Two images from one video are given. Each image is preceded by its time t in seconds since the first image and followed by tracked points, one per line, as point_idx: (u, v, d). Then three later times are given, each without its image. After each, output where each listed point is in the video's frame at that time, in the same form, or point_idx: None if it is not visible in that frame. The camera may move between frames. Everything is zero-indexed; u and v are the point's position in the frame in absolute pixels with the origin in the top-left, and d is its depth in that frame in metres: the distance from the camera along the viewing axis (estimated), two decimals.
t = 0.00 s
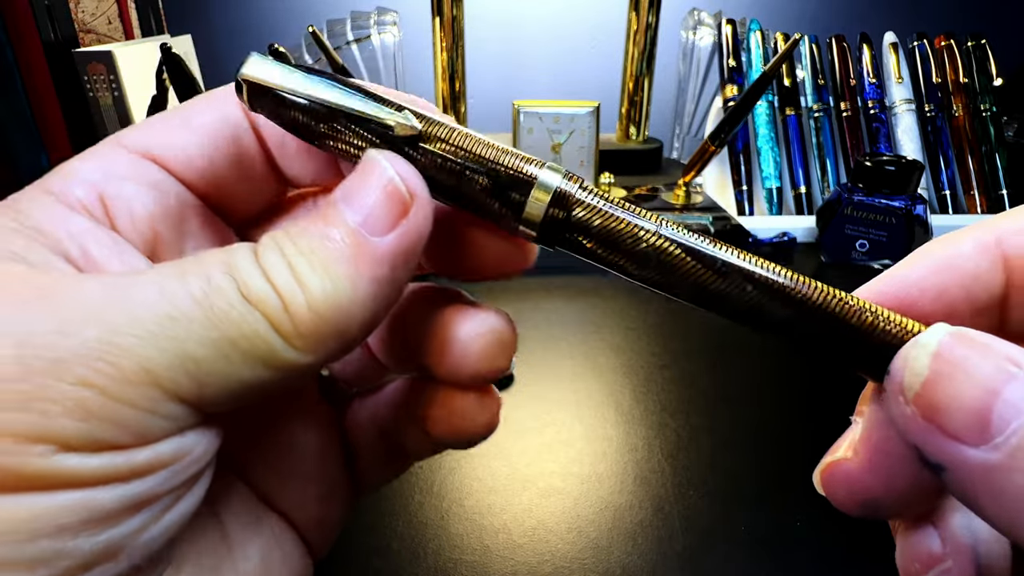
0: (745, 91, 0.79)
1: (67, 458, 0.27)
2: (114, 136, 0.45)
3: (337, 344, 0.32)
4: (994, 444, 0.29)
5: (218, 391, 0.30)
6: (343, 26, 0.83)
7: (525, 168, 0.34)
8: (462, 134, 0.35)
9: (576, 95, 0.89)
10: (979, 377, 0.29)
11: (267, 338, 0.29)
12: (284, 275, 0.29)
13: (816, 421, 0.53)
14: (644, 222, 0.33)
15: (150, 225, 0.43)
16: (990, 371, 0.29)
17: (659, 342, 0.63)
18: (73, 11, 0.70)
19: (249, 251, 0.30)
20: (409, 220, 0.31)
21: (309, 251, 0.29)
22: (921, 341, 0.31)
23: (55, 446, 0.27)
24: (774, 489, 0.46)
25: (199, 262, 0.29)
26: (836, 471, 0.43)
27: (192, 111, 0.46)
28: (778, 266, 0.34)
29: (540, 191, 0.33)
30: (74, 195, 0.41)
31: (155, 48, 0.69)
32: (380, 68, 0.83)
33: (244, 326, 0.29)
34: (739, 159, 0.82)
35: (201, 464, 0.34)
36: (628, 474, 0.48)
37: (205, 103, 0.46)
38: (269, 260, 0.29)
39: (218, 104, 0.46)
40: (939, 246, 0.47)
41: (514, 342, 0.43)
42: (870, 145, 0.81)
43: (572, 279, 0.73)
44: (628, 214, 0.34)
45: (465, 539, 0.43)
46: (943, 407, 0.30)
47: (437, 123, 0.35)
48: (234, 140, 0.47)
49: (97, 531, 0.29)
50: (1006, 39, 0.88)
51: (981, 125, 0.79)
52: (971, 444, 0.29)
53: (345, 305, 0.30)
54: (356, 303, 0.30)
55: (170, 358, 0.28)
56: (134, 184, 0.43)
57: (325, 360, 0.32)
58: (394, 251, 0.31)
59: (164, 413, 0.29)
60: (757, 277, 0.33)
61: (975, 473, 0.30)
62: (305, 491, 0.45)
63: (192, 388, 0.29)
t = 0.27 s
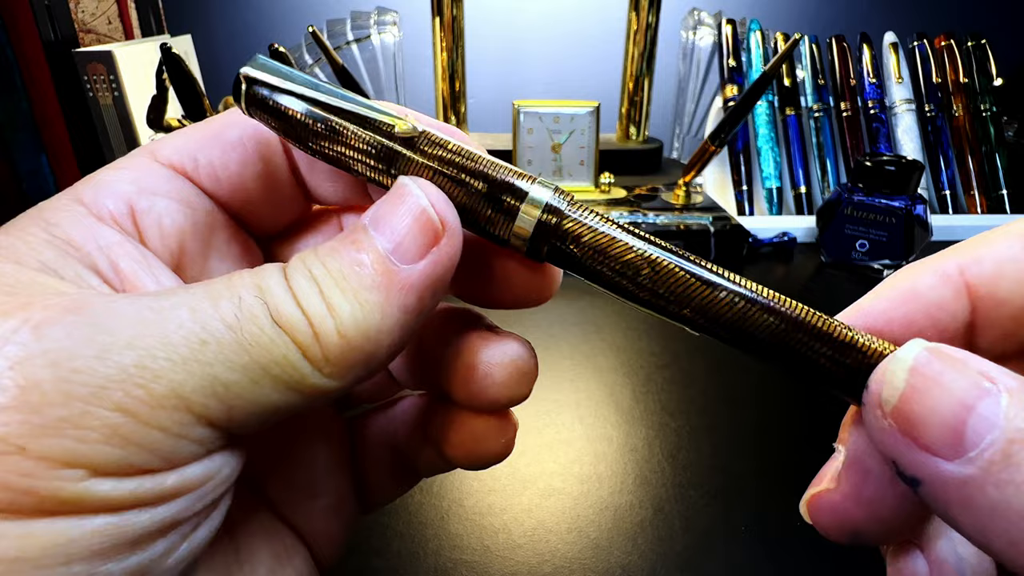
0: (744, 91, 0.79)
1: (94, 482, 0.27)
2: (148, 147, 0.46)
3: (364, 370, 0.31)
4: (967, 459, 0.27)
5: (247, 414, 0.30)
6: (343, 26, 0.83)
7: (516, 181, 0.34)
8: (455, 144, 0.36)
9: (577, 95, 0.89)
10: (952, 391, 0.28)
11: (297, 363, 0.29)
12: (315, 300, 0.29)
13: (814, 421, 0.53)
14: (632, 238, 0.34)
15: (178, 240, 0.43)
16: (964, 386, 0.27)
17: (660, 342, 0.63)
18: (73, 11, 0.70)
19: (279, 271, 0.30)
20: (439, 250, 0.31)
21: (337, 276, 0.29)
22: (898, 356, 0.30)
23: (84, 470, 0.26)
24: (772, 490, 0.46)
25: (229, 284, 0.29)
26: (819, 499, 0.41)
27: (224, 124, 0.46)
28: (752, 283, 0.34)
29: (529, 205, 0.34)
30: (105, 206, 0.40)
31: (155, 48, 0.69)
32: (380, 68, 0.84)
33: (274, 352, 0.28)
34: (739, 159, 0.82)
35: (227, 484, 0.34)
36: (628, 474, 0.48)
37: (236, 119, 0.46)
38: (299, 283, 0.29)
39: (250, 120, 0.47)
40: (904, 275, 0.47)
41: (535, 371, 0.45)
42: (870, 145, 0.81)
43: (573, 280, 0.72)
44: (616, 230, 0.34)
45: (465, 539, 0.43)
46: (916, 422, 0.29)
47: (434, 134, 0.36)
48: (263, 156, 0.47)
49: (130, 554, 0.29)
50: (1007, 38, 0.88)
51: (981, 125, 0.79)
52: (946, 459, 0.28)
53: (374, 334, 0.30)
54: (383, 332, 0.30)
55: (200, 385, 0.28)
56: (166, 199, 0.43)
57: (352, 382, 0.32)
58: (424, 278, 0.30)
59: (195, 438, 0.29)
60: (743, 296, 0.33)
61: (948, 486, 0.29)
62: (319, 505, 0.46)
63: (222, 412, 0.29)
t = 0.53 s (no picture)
0: (744, 91, 0.79)
1: (101, 487, 0.27)
2: (149, 144, 0.46)
3: (367, 373, 0.31)
4: (968, 459, 0.27)
5: (252, 417, 0.30)
6: (343, 26, 0.83)
7: (521, 178, 0.34)
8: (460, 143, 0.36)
9: (577, 94, 0.89)
10: (954, 391, 0.28)
11: (302, 365, 0.29)
12: (321, 301, 0.29)
13: (815, 421, 0.53)
14: (636, 238, 0.34)
15: (178, 241, 0.43)
16: (965, 386, 0.27)
17: (660, 342, 0.63)
18: (73, 12, 0.70)
19: (284, 273, 0.30)
20: (446, 251, 0.31)
21: (344, 278, 0.29)
22: (899, 356, 0.30)
23: (91, 475, 0.26)
24: (772, 491, 0.46)
25: (234, 285, 0.29)
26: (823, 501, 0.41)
27: (227, 123, 0.46)
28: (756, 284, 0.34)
29: (531, 205, 0.34)
30: (105, 206, 0.40)
31: (155, 48, 0.69)
32: (380, 68, 0.84)
33: (279, 354, 0.28)
34: (739, 159, 0.82)
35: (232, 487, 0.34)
36: (629, 474, 0.48)
37: (239, 118, 0.46)
38: (305, 284, 0.29)
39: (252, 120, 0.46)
40: (903, 278, 0.47)
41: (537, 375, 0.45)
42: (870, 145, 0.81)
43: (574, 280, 0.73)
44: (619, 230, 0.34)
45: (465, 538, 0.43)
46: (917, 422, 0.29)
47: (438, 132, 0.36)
48: (265, 157, 0.47)
49: (134, 558, 0.29)
50: (1007, 38, 0.88)
51: (981, 125, 0.79)
52: (947, 458, 0.28)
53: (380, 336, 0.30)
54: (389, 335, 0.30)
55: (206, 388, 0.28)
56: (167, 200, 0.43)
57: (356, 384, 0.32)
58: (431, 279, 0.30)
59: (201, 441, 0.29)
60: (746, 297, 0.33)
61: (948, 485, 0.29)
62: (322, 504, 0.46)
63: (228, 416, 0.29)
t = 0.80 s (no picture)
0: (744, 91, 0.79)
1: (76, 475, 0.27)
2: (136, 142, 0.46)
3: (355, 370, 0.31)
4: (973, 473, 0.27)
5: (235, 411, 0.30)
6: (343, 26, 0.83)
7: (514, 179, 0.34)
8: (451, 141, 0.35)
9: (577, 95, 0.89)
10: (956, 403, 0.27)
11: (287, 359, 0.29)
12: (308, 295, 0.29)
13: (814, 421, 0.53)
14: (634, 233, 0.34)
15: (167, 241, 0.43)
16: (966, 397, 0.27)
17: (660, 341, 0.63)
18: (73, 11, 0.70)
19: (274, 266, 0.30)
20: (437, 249, 0.31)
21: (334, 272, 0.29)
22: (896, 367, 0.29)
23: (65, 463, 0.26)
24: (773, 491, 0.46)
25: (221, 279, 0.29)
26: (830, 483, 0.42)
27: (214, 119, 0.46)
28: (763, 279, 0.34)
29: (529, 200, 0.34)
30: (92, 205, 0.41)
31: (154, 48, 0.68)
32: (380, 68, 0.84)
33: (262, 347, 0.28)
34: (739, 159, 0.82)
35: (217, 481, 0.34)
36: (629, 474, 0.48)
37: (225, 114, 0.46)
38: (293, 279, 0.29)
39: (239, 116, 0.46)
40: (924, 259, 0.47)
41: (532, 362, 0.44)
42: (870, 145, 0.81)
43: (574, 279, 0.73)
44: (617, 224, 0.34)
45: (465, 538, 0.43)
46: (920, 437, 0.29)
47: (427, 130, 0.35)
48: (254, 153, 0.47)
49: (112, 550, 0.29)
50: (1007, 38, 0.88)
51: (981, 125, 0.79)
52: (950, 472, 0.28)
53: (368, 331, 0.30)
54: (377, 329, 0.30)
55: (186, 379, 0.28)
56: (154, 199, 0.43)
57: (343, 380, 0.32)
58: (421, 278, 0.30)
59: (181, 432, 0.29)
60: (741, 290, 0.33)
61: (953, 499, 0.28)
62: (314, 502, 0.46)
63: (209, 408, 0.29)
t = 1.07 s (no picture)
0: (745, 91, 0.79)
1: (33, 456, 0.26)
2: (115, 149, 0.46)
3: (328, 359, 0.31)
4: (986, 475, 0.27)
5: (200, 398, 0.30)
6: (343, 26, 0.83)
7: (492, 162, 0.34)
8: (424, 129, 0.34)
9: (576, 95, 0.89)
10: (968, 405, 0.27)
11: (253, 344, 0.29)
12: (276, 282, 0.29)
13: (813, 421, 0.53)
14: (615, 217, 0.34)
15: (151, 240, 0.43)
16: (978, 397, 0.27)
17: (660, 341, 0.63)
18: (73, 11, 0.70)
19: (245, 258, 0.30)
20: (410, 235, 0.31)
21: (305, 261, 0.29)
22: (906, 370, 0.30)
23: (22, 444, 0.26)
24: (773, 492, 0.46)
25: (190, 270, 0.29)
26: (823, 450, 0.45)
27: (190, 119, 0.46)
28: (754, 262, 0.34)
29: (507, 181, 0.33)
30: (76, 210, 0.41)
31: (154, 48, 0.68)
32: (380, 67, 0.84)
33: (226, 333, 0.28)
34: (739, 159, 0.82)
35: (186, 469, 0.34)
36: (629, 474, 0.48)
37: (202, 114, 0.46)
38: (264, 268, 0.29)
39: (216, 114, 0.46)
40: (930, 236, 0.47)
41: (514, 339, 0.43)
42: (870, 145, 0.81)
43: (573, 279, 0.73)
44: (600, 209, 0.34)
45: (465, 538, 0.43)
46: (932, 438, 0.29)
47: (398, 121, 0.34)
48: (233, 150, 0.47)
49: (67, 534, 0.27)
50: (1007, 38, 0.88)
51: (981, 125, 0.79)
52: (963, 474, 0.28)
53: (338, 319, 0.29)
54: (350, 316, 0.30)
55: (145, 361, 0.27)
56: (136, 200, 0.43)
57: (317, 372, 0.31)
58: (394, 266, 0.30)
59: (142, 418, 0.29)
60: (724, 274, 0.33)
61: (966, 499, 0.28)
62: (308, 501, 0.46)
63: (171, 393, 0.29)
